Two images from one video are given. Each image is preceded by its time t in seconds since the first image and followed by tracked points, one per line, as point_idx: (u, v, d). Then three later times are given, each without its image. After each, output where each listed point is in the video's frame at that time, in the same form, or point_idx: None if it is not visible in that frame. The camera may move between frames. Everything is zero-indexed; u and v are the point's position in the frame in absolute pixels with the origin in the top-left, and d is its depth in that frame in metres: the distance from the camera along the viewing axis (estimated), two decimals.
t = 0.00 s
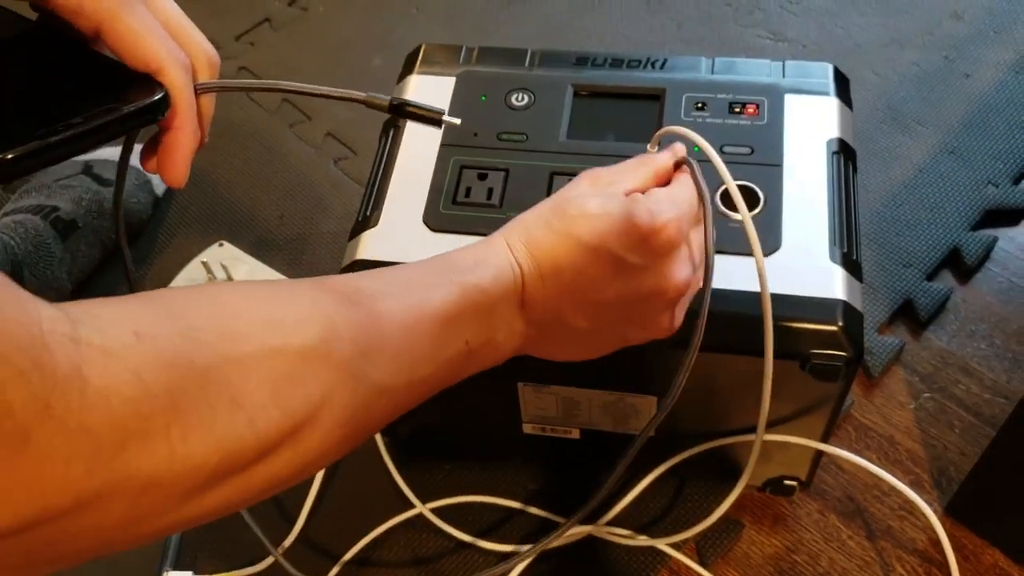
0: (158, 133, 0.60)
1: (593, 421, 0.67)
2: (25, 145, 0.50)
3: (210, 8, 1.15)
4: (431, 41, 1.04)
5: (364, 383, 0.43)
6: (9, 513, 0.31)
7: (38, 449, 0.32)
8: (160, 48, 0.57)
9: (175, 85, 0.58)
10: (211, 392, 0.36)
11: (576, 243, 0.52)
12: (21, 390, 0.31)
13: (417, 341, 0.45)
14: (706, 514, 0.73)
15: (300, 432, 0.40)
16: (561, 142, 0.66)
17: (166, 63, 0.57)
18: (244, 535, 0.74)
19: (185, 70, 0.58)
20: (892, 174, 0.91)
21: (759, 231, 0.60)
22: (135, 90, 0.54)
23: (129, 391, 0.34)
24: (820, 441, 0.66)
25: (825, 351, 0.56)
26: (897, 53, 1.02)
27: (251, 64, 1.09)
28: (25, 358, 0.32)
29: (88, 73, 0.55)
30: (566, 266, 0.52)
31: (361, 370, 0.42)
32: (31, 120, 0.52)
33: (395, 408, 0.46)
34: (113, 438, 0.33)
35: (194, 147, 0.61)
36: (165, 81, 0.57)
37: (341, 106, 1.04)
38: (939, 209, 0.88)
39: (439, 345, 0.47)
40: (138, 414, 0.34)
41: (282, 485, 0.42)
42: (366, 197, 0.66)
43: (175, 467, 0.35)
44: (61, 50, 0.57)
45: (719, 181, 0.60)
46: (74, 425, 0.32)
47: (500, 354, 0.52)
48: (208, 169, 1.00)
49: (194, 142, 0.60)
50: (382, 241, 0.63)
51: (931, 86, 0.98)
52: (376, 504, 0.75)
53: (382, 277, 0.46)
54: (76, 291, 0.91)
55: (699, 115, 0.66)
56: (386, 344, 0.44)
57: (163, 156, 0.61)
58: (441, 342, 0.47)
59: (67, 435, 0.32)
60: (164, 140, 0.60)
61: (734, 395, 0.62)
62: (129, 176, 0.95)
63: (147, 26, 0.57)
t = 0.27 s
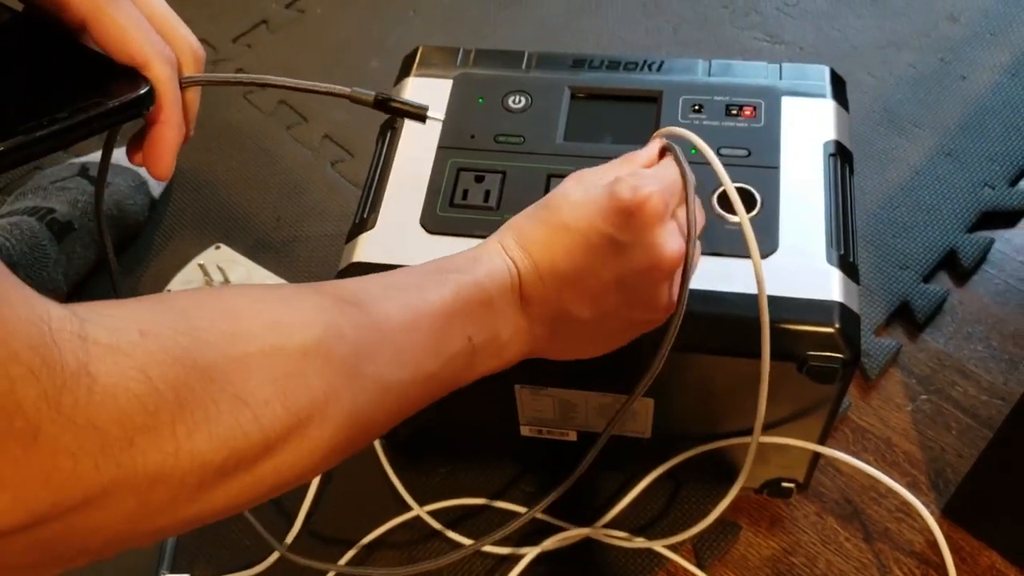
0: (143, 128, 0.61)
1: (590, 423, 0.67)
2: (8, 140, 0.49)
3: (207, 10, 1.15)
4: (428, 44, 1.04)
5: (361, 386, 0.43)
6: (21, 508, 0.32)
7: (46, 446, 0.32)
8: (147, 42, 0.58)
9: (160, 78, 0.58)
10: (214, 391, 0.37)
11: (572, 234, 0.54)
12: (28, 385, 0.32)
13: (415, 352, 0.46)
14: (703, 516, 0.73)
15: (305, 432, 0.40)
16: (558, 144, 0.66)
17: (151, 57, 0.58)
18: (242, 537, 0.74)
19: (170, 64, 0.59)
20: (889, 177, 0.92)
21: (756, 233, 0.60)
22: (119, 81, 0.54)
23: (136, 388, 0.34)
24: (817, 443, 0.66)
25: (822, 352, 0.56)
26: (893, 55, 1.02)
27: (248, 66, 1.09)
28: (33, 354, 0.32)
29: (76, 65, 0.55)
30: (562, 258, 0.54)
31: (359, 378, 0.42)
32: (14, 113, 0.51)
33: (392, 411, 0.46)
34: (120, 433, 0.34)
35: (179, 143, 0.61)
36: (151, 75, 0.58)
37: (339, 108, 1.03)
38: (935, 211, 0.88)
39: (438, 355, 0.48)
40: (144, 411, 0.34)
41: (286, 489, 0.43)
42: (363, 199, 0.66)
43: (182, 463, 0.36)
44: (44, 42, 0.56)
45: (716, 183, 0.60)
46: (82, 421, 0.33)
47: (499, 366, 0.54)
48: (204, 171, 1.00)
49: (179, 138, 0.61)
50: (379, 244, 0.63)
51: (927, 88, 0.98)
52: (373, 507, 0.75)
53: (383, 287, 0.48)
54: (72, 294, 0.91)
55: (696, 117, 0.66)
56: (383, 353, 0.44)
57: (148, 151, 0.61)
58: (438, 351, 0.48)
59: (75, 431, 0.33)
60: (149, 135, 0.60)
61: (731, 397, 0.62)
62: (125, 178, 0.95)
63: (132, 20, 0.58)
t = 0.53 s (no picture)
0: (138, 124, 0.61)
1: (587, 425, 0.67)
2: (6, 137, 0.49)
3: (205, 13, 1.15)
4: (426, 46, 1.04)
5: (360, 386, 0.43)
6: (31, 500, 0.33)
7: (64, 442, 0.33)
8: (143, 40, 0.58)
9: (155, 76, 0.58)
10: (221, 389, 0.37)
11: (564, 231, 0.54)
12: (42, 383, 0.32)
13: (414, 351, 0.46)
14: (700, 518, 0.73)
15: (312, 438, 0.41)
16: (555, 146, 0.66)
17: (146, 56, 0.58)
18: (240, 539, 0.74)
19: (166, 61, 0.59)
20: (885, 178, 0.92)
21: (752, 235, 0.60)
22: (115, 80, 0.54)
23: (149, 381, 0.35)
24: (815, 445, 0.66)
25: (819, 355, 0.56)
26: (889, 57, 1.02)
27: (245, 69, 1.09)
28: (45, 349, 0.32)
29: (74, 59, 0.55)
30: (556, 257, 0.54)
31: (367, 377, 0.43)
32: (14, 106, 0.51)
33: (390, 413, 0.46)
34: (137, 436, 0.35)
35: (175, 139, 0.61)
36: (148, 72, 0.58)
37: (336, 110, 1.03)
38: (932, 213, 0.88)
39: (437, 357, 0.48)
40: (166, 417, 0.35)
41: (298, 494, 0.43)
42: (360, 201, 0.66)
43: (198, 458, 0.37)
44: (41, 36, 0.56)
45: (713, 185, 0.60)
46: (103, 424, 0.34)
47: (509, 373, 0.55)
48: (202, 173, 1.00)
49: (175, 134, 0.61)
50: (376, 246, 0.63)
51: (924, 90, 0.98)
52: (370, 509, 0.75)
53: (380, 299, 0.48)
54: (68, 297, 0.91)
55: (693, 119, 0.66)
56: (378, 354, 0.45)
57: (144, 148, 0.61)
58: (439, 351, 0.48)
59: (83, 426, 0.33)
60: (145, 131, 0.61)
61: (729, 400, 0.62)
62: (122, 181, 0.95)
63: (128, 19, 0.58)
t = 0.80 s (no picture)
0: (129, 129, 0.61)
1: (585, 427, 0.67)
2: None
3: (201, 15, 1.15)
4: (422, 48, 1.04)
5: (358, 388, 0.43)
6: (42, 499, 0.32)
7: (95, 448, 0.33)
8: (133, 44, 0.57)
9: (146, 81, 0.58)
10: (221, 392, 0.37)
11: (571, 233, 0.55)
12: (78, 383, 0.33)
13: (421, 357, 0.47)
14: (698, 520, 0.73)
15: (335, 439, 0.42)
16: (552, 149, 0.66)
17: (138, 60, 0.58)
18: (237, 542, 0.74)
19: (157, 66, 0.59)
20: (882, 180, 0.92)
21: (749, 238, 0.61)
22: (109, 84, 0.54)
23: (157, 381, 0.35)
24: (812, 447, 0.66)
25: (816, 357, 0.56)
26: (886, 59, 1.02)
27: (242, 71, 1.09)
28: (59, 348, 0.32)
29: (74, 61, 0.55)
30: (566, 259, 0.55)
31: (375, 386, 0.43)
32: (14, 105, 0.51)
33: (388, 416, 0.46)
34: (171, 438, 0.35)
35: (165, 145, 0.61)
36: (137, 78, 0.58)
37: (333, 113, 1.03)
38: (928, 215, 0.88)
39: (439, 361, 0.48)
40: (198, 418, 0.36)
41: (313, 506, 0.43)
42: (357, 204, 0.66)
43: (214, 461, 0.37)
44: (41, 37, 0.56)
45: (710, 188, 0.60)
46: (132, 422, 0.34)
47: (521, 379, 0.54)
48: (199, 176, 1.00)
49: (165, 139, 0.61)
50: (374, 249, 0.63)
51: (920, 92, 0.98)
52: (368, 512, 0.75)
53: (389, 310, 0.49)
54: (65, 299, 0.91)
55: (690, 122, 0.66)
56: (380, 357, 0.45)
57: (135, 153, 0.61)
58: (443, 354, 0.48)
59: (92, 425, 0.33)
60: (135, 136, 0.61)
61: (727, 402, 0.62)
62: (118, 183, 0.93)
63: (121, 23, 0.58)
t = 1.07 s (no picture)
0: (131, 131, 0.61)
1: (583, 429, 0.67)
2: None
3: (199, 17, 1.15)
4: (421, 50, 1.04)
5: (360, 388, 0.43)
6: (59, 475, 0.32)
7: (113, 443, 0.33)
8: (134, 46, 0.57)
9: (147, 83, 0.58)
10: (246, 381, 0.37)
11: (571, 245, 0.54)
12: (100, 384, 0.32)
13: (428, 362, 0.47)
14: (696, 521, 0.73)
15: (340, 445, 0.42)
16: (550, 150, 0.66)
17: (139, 63, 0.57)
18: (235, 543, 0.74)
19: (158, 68, 0.59)
20: (880, 182, 0.92)
21: (747, 239, 0.61)
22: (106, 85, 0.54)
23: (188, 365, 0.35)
24: (810, 448, 0.66)
25: (814, 358, 0.56)
26: (883, 61, 1.02)
27: (240, 73, 1.09)
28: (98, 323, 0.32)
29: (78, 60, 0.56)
30: (566, 268, 0.54)
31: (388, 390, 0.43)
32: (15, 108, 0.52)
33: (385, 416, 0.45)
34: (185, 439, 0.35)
35: (166, 148, 0.61)
36: (136, 80, 0.58)
37: (332, 114, 1.03)
38: (926, 217, 0.88)
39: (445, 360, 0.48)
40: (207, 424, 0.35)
41: (329, 506, 0.44)
42: (355, 205, 0.66)
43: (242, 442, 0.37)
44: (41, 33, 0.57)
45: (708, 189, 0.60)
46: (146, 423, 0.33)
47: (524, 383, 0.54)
48: (197, 177, 1.00)
49: (166, 142, 0.61)
50: (372, 250, 0.63)
51: (918, 94, 0.99)
52: (365, 514, 0.75)
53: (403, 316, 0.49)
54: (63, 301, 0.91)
55: (688, 123, 0.66)
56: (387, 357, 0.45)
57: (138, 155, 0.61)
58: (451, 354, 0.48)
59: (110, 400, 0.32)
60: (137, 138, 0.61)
61: (724, 403, 0.62)
62: (117, 184, 0.93)
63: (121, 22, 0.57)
